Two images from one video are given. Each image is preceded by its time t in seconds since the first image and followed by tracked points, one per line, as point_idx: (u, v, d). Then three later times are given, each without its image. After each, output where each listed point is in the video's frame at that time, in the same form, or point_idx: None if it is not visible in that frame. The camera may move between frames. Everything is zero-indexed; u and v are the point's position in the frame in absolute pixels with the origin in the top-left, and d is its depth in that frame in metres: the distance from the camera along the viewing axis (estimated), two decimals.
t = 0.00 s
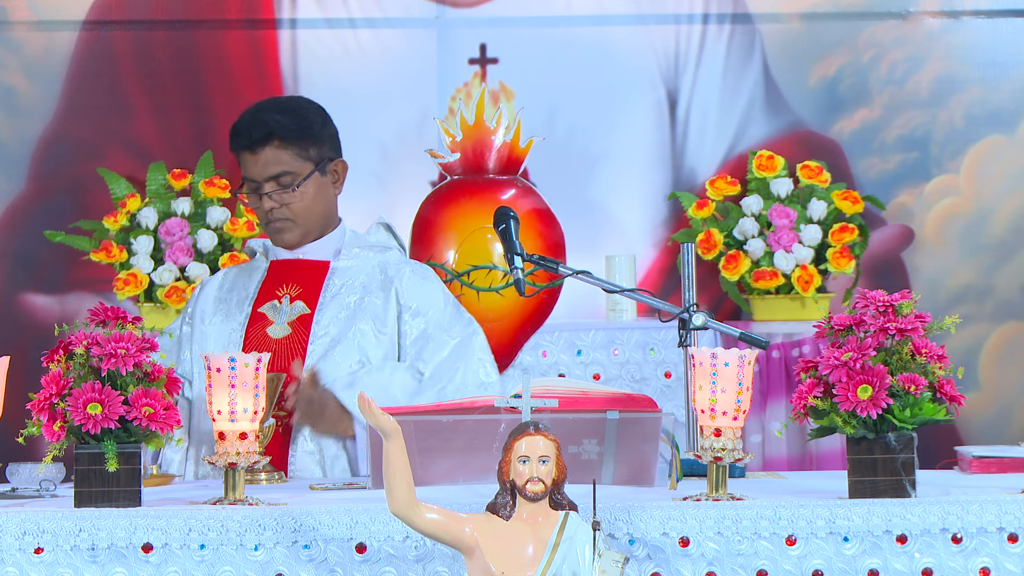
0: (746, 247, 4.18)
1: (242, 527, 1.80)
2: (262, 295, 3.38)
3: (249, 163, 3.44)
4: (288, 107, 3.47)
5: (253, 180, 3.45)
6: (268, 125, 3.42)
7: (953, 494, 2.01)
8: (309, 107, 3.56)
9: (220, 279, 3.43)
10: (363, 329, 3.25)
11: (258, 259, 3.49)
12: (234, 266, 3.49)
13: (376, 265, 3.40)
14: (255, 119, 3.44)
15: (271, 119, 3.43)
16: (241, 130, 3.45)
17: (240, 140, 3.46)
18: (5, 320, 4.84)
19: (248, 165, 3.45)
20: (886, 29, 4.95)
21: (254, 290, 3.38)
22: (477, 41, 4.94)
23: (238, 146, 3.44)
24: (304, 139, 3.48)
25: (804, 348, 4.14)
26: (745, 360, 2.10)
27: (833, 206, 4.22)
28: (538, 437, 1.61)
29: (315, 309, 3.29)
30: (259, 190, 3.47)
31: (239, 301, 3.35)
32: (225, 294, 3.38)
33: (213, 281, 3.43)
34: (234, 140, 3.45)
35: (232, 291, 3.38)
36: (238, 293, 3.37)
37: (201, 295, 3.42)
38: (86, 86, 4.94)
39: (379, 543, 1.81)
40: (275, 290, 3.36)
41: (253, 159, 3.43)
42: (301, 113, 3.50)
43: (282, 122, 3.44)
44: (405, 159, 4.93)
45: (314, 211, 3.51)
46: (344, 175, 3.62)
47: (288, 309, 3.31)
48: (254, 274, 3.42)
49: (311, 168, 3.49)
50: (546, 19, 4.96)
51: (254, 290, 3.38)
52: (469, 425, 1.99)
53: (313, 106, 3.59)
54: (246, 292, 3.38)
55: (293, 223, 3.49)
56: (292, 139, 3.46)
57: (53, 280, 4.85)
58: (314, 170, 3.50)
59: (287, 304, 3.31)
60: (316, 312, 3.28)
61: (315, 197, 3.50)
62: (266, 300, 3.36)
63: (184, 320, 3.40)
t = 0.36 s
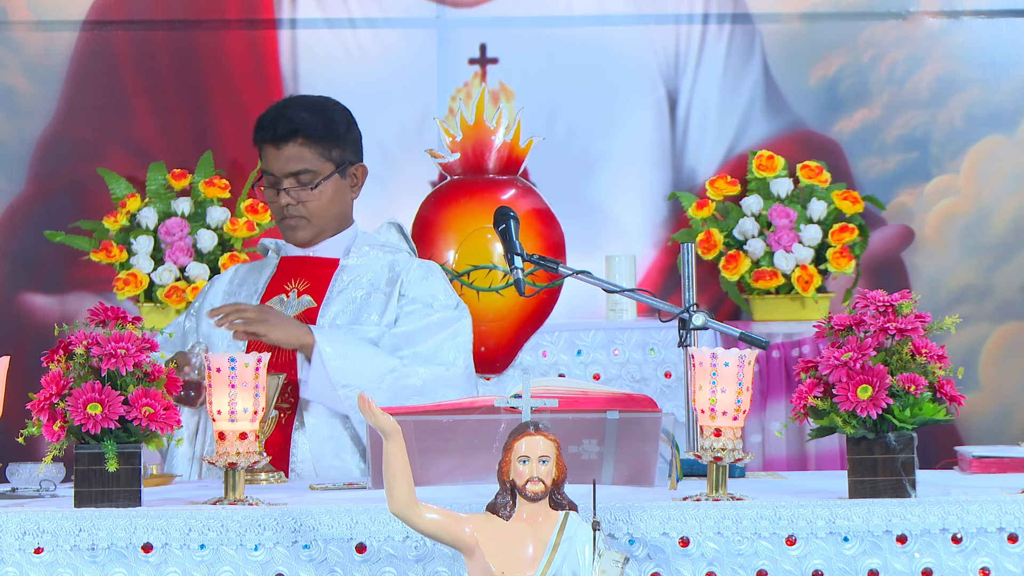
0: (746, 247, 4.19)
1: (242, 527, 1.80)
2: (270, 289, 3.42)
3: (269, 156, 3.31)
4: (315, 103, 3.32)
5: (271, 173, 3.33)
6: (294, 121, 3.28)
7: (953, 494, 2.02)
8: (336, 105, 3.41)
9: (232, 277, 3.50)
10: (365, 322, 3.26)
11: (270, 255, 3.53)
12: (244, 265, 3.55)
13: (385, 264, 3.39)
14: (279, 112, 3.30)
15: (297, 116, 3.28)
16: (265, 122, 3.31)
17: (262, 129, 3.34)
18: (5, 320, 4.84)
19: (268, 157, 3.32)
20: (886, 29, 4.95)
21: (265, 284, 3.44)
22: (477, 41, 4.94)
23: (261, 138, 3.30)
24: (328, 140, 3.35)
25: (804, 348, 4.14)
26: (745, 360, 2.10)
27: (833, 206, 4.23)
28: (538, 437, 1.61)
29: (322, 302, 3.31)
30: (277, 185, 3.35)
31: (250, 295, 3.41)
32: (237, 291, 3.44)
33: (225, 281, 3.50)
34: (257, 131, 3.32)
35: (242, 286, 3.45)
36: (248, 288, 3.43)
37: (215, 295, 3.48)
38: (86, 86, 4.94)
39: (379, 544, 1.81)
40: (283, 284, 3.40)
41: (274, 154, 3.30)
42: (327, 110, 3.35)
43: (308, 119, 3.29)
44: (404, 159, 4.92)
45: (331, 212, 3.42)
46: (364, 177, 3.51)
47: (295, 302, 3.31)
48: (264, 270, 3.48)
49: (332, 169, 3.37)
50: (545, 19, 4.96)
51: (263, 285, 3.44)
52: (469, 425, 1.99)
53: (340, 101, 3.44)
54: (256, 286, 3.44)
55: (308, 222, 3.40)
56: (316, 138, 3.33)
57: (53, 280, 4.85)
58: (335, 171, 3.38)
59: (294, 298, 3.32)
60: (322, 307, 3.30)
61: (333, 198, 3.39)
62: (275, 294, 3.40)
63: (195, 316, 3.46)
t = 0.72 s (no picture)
0: (746, 247, 4.19)
1: (242, 527, 1.80)
2: (271, 289, 3.43)
3: (268, 156, 3.29)
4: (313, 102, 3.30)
5: (269, 173, 3.31)
6: (292, 121, 3.26)
7: (953, 494, 2.01)
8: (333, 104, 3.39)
9: (233, 277, 3.52)
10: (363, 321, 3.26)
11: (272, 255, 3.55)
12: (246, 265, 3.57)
13: (384, 262, 3.38)
14: (277, 112, 3.28)
15: (295, 115, 3.26)
16: (263, 122, 3.29)
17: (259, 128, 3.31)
18: (5, 320, 4.84)
19: (266, 158, 3.30)
20: (886, 29, 4.95)
21: (265, 283, 3.46)
22: (477, 41, 4.94)
23: (258, 137, 3.28)
24: (326, 139, 3.34)
25: (804, 348, 4.14)
26: (745, 360, 2.10)
27: (833, 206, 4.23)
28: (538, 437, 1.61)
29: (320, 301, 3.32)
30: (275, 185, 3.33)
31: (250, 295, 3.43)
32: (238, 291, 3.46)
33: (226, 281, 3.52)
34: (255, 132, 3.29)
35: (243, 285, 3.47)
36: (249, 288, 3.45)
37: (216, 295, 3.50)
38: (86, 86, 4.94)
39: (379, 544, 1.81)
40: (283, 283, 3.41)
41: (272, 154, 3.27)
42: (325, 109, 3.33)
43: (306, 118, 3.28)
44: (404, 159, 4.92)
45: (329, 210, 3.41)
46: (362, 174, 3.51)
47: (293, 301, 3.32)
48: (264, 270, 3.50)
49: (330, 167, 3.36)
50: (545, 19, 4.96)
51: (264, 284, 3.46)
52: (469, 425, 1.99)
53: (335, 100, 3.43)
54: (257, 286, 3.46)
55: (306, 221, 3.39)
56: (314, 137, 3.31)
57: (53, 280, 4.85)
58: (333, 170, 3.37)
59: (293, 297, 3.33)
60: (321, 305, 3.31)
61: (331, 196, 3.39)
62: (275, 293, 3.42)
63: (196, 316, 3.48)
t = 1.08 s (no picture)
0: (746, 247, 4.18)
1: (242, 527, 1.80)
2: (274, 289, 3.41)
3: (275, 156, 3.32)
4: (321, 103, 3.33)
5: (276, 173, 3.34)
6: (300, 121, 3.29)
7: (953, 494, 2.02)
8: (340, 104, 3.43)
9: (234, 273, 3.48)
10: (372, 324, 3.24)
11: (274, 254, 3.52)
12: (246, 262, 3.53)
13: (390, 265, 3.39)
14: (284, 112, 3.31)
15: (303, 116, 3.30)
16: (270, 122, 3.32)
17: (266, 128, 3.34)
18: (5, 320, 4.84)
19: (273, 157, 3.33)
20: (886, 29, 4.95)
21: (267, 284, 3.42)
22: (477, 41, 4.94)
23: (266, 137, 3.31)
24: (334, 140, 3.37)
25: (804, 348, 4.14)
26: (745, 360, 2.10)
27: (833, 206, 4.22)
28: (538, 437, 1.61)
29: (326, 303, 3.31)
30: (282, 185, 3.37)
31: (251, 295, 3.39)
32: (239, 289, 3.42)
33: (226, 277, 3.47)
34: (262, 132, 3.32)
35: (244, 284, 3.43)
36: (250, 287, 3.41)
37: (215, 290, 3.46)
38: (86, 86, 4.94)
39: (379, 544, 1.81)
40: (288, 283, 3.39)
41: (280, 154, 3.31)
42: (332, 109, 3.37)
43: (314, 119, 3.32)
44: (404, 159, 4.92)
45: (335, 211, 3.44)
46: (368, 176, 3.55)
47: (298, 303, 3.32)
48: (266, 269, 3.46)
49: (337, 168, 3.40)
50: (546, 19, 4.96)
51: (266, 285, 3.42)
52: (469, 425, 1.99)
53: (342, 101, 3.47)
54: (259, 286, 3.42)
55: (313, 222, 3.42)
56: (322, 138, 3.35)
57: (53, 280, 4.85)
58: (340, 170, 3.40)
59: (298, 298, 3.32)
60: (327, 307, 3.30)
61: (338, 197, 3.42)
62: (279, 293, 3.39)
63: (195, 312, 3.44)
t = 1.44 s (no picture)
0: (746, 247, 4.18)
1: (242, 527, 1.80)
2: (280, 289, 3.40)
3: (291, 157, 3.38)
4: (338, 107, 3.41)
5: (291, 174, 3.39)
6: (317, 124, 3.37)
7: (953, 494, 2.01)
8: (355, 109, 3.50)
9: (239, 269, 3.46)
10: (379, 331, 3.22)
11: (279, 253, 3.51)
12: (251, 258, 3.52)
13: (397, 269, 3.36)
14: (302, 115, 3.39)
15: (321, 119, 3.37)
16: (288, 125, 3.39)
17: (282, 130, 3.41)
18: (5, 320, 4.84)
19: (289, 159, 3.39)
20: (886, 29, 4.95)
21: (273, 283, 3.41)
22: (477, 41, 4.94)
23: (283, 138, 3.37)
24: (349, 144, 3.44)
25: (804, 348, 4.14)
26: (745, 360, 2.10)
27: (833, 206, 4.22)
28: (538, 437, 1.61)
29: (333, 306, 3.29)
30: (296, 187, 3.42)
31: (258, 294, 3.39)
32: (245, 286, 3.41)
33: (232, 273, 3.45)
34: (279, 134, 3.39)
35: (250, 282, 3.42)
36: (257, 286, 3.41)
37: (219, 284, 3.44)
38: (86, 86, 4.94)
39: (379, 543, 1.81)
40: (294, 284, 3.38)
41: (296, 155, 3.37)
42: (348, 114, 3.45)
43: (331, 123, 3.39)
44: (404, 159, 4.92)
45: (348, 215, 3.49)
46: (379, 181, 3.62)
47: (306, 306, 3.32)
48: (272, 268, 3.46)
49: (352, 172, 3.47)
50: (545, 20, 4.96)
51: (272, 285, 3.41)
52: (469, 425, 1.99)
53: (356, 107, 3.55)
54: (265, 285, 3.41)
55: (325, 225, 3.47)
56: (339, 142, 3.42)
57: (53, 280, 4.85)
58: (354, 175, 3.47)
59: (305, 300, 3.32)
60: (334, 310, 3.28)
61: (351, 201, 3.48)
62: (285, 294, 3.38)
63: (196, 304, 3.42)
